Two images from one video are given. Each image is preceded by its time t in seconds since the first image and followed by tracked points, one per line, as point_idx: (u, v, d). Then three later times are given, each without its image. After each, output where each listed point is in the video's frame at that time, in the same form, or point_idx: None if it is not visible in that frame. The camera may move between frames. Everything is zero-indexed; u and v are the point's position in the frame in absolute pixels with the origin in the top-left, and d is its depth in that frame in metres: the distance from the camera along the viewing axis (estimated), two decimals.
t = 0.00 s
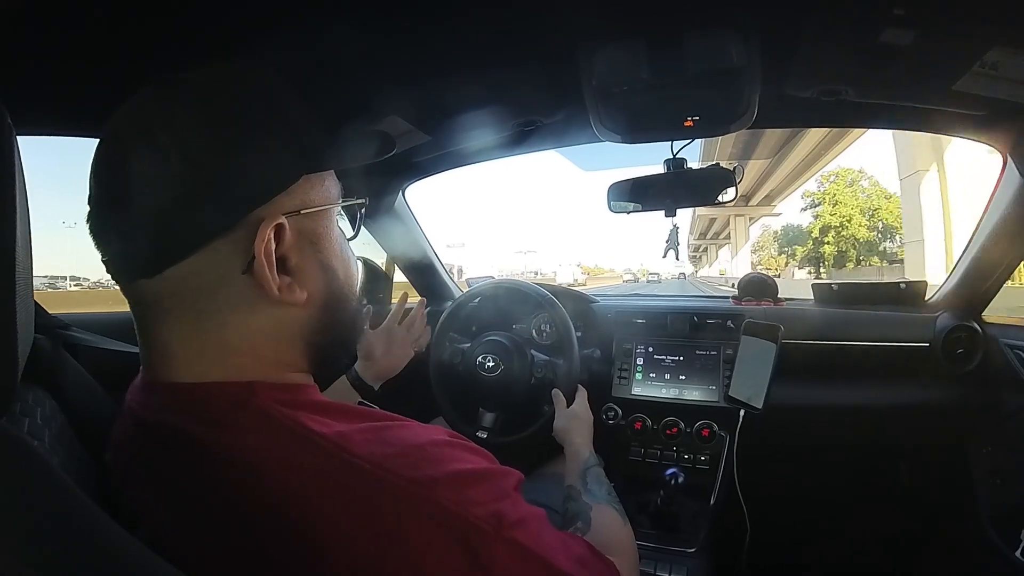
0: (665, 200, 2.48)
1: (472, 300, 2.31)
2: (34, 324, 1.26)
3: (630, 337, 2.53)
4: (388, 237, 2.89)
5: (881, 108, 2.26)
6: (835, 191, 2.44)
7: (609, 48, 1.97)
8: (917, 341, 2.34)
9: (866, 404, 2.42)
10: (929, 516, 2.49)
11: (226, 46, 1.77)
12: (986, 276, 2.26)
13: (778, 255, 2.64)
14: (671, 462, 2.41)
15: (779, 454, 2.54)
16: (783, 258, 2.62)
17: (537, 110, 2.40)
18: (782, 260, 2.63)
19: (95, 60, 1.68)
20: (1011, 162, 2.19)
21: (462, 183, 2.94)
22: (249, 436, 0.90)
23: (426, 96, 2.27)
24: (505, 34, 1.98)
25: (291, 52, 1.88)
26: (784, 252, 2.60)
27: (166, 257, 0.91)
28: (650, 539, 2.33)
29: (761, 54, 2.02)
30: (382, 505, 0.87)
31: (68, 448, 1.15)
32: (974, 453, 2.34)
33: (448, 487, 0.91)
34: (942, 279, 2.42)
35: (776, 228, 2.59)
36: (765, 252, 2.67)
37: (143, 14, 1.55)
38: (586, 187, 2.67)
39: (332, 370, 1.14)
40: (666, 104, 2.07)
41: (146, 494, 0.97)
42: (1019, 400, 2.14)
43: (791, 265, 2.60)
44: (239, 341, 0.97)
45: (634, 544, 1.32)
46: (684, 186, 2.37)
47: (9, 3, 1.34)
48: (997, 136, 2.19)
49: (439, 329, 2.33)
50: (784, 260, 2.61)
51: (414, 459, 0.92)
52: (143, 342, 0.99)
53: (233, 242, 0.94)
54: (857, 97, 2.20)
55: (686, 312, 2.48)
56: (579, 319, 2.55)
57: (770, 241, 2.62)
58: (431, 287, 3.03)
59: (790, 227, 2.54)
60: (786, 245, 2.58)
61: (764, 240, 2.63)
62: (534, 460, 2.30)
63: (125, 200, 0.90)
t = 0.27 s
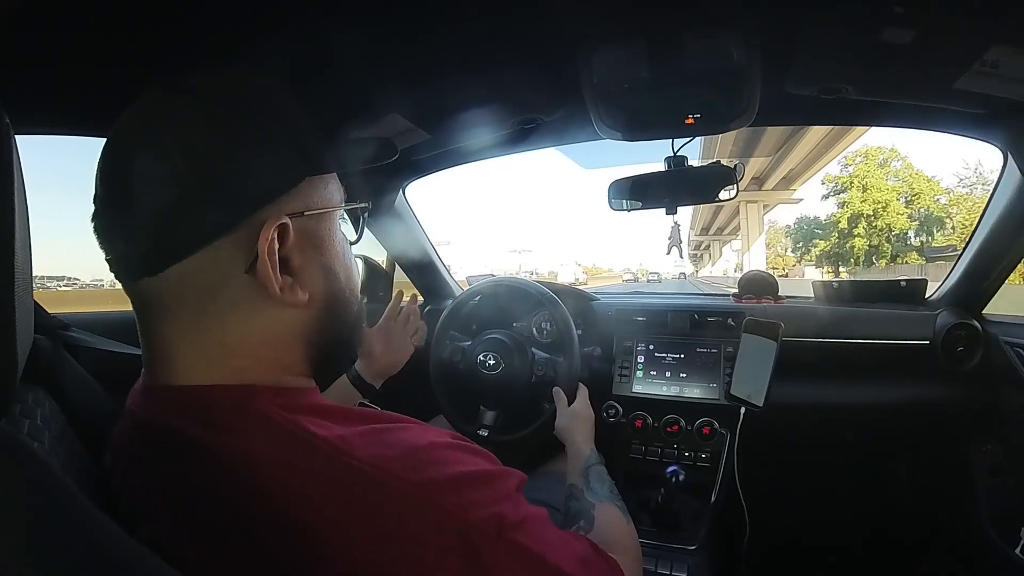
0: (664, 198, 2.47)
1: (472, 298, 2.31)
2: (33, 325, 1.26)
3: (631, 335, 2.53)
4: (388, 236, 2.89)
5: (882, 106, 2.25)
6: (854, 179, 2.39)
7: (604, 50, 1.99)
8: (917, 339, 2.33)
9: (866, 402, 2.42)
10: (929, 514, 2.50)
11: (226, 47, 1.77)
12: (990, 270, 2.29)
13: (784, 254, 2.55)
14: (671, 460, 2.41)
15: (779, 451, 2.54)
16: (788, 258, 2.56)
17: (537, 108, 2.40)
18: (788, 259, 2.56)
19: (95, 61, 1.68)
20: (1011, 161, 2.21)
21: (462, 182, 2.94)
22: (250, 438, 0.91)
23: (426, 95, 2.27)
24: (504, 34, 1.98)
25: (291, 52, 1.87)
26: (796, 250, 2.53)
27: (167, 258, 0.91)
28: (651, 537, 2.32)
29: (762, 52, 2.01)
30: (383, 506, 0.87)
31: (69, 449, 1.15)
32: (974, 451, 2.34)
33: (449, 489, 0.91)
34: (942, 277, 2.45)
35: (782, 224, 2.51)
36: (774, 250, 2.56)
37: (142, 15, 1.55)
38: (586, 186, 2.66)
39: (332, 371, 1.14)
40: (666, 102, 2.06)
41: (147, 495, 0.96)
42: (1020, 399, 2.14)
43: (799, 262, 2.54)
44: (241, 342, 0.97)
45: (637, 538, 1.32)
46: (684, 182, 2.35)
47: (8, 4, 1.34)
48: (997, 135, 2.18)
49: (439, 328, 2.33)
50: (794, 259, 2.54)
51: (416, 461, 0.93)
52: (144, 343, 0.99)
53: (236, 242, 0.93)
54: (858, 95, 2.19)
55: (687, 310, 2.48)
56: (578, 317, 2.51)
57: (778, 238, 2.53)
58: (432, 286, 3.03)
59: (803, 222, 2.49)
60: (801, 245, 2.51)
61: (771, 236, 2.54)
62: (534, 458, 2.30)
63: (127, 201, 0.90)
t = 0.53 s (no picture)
0: (665, 197, 2.47)
1: (472, 299, 2.31)
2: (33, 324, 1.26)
3: (630, 335, 2.54)
4: (388, 236, 2.88)
5: (882, 107, 2.25)
6: (884, 158, 2.39)
7: (605, 49, 1.98)
8: (917, 339, 2.34)
9: (866, 402, 2.42)
10: (928, 514, 2.50)
11: (226, 46, 1.77)
12: (990, 270, 2.29)
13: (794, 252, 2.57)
14: (671, 460, 2.41)
15: (779, 452, 2.54)
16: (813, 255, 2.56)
17: (537, 108, 2.40)
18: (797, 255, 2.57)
19: (96, 61, 1.68)
20: (1011, 160, 2.22)
21: (462, 182, 2.94)
22: (249, 439, 0.90)
23: (426, 95, 2.27)
24: (505, 34, 1.98)
25: (291, 52, 1.87)
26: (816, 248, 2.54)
27: (166, 258, 0.91)
28: (651, 537, 2.37)
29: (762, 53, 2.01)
30: (382, 507, 0.87)
31: (68, 448, 1.15)
32: (974, 452, 2.34)
33: (448, 489, 0.91)
34: (942, 277, 2.45)
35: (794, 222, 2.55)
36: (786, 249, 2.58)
37: (143, 15, 1.55)
38: (586, 186, 2.66)
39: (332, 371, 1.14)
40: (665, 102, 2.07)
41: (146, 494, 0.97)
42: (1019, 399, 2.14)
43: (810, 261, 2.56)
44: (241, 343, 0.97)
45: (637, 543, 1.31)
46: (684, 182, 2.36)
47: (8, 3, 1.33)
48: (997, 136, 2.19)
49: (439, 329, 2.33)
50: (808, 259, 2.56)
51: (415, 462, 0.93)
52: (143, 344, 0.99)
53: (235, 244, 0.93)
54: (858, 95, 2.19)
55: (687, 311, 2.48)
56: (578, 317, 2.48)
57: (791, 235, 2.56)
58: (432, 285, 3.03)
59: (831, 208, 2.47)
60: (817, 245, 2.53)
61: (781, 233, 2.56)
62: (534, 458, 2.30)
63: (127, 201, 0.91)
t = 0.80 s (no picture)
0: (666, 196, 2.45)
1: (472, 298, 2.32)
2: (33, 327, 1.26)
3: (631, 335, 2.53)
4: (388, 236, 2.88)
5: (881, 104, 2.25)
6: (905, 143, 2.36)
7: (602, 50, 1.99)
8: (917, 336, 2.34)
9: (866, 400, 2.42)
10: (929, 512, 2.50)
11: (225, 48, 1.77)
12: (989, 268, 2.29)
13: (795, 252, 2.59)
14: (672, 459, 2.41)
15: (779, 450, 2.54)
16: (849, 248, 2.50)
17: (536, 108, 2.39)
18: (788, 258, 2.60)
19: (94, 62, 1.68)
20: (1011, 158, 2.21)
21: (461, 182, 2.94)
22: (246, 442, 0.91)
23: (425, 96, 2.27)
24: (503, 34, 1.98)
25: (290, 52, 1.87)
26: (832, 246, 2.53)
27: (161, 261, 0.91)
28: (652, 535, 2.37)
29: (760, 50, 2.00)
30: (380, 510, 0.87)
31: (69, 451, 1.15)
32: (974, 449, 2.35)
33: (448, 491, 0.91)
34: (942, 274, 2.44)
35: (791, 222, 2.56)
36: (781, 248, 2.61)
37: (141, 17, 1.55)
38: (586, 185, 2.65)
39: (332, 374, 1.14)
40: (666, 99, 2.06)
41: (146, 498, 0.97)
42: (1019, 396, 2.14)
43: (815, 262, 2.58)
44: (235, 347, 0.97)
45: (636, 542, 1.32)
46: (685, 182, 2.36)
47: (7, 5, 1.33)
48: (995, 133, 2.19)
49: (439, 329, 2.33)
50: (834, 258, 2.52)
51: (413, 464, 0.93)
52: (141, 346, 1.00)
53: (229, 249, 0.93)
54: (857, 93, 2.19)
55: (687, 309, 2.47)
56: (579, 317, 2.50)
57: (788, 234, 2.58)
58: (431, 286, 3.02)
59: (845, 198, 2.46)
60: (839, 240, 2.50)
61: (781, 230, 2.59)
62: (534, 458, 2.30)
63: (125, 205, 0.91)
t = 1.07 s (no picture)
0: (666, 195, 2.45)
1: (472, 297, 2.31)
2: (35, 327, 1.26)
3: (631, 333, 2.53)
4: (388, 235, 2.88)
5: (881, 103, 2.25)
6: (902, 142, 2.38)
7: (605, 46, 1.98)
8: (917, 335, 2.34)
9: (866, 398, 2.42)
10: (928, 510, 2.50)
11: (225, 46, 1.77)
12: (988, 268, 2.29)
13: (812, 248, 2.57)
14: (672, 457, 2.42)
15: (779, 448, 2.55)
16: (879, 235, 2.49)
17: (536, 107, 2.39)
18: (808, 250, 2.57)
19: (95, 61, 1.68)
20: (1010, 156, 2.20)
21: (460, 180, 2.94)
22: (244, 440, 0.91)
23: (425, 95, 2.27)
24: (503, 33, 1.98)
25: (291, 52, 1.88)
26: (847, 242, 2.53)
27: (157, 259, 0.92)
28: (652, 534, 2.35)
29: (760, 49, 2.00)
30: (377, 509, 0.87)
31: (71, 450, 1.15)
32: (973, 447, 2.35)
33: (447, 490, 0.91)
34: (943, 272, 2.43)
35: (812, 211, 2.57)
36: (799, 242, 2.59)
37: (143, 15, 1.55)
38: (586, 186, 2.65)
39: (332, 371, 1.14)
40: (665, 99, 2.05)
41: (146, 496, 0.97)
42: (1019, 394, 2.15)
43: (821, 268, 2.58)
44: (226, 343, 0.97)
45: (637, 540, 1.33)
46: (685, 181, 2.35)
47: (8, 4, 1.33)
48: (992, 132, 2.19)
49: (439, 327, 2.33)
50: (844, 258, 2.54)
51: (412, 463, 0.93)
52: (140, 345, 1.01)
53: (215, 244, 0.93)
54: (857, 92, 2.19)
55: (687, 308, 2.47)
56: (579, 315, 2.53)
57: (807, 226, 2.57)
58: (431, 285, 3.01)
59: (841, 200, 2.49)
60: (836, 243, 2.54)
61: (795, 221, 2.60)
62: (534, 457, 2.31)
63: (122, 204, 0.91)
